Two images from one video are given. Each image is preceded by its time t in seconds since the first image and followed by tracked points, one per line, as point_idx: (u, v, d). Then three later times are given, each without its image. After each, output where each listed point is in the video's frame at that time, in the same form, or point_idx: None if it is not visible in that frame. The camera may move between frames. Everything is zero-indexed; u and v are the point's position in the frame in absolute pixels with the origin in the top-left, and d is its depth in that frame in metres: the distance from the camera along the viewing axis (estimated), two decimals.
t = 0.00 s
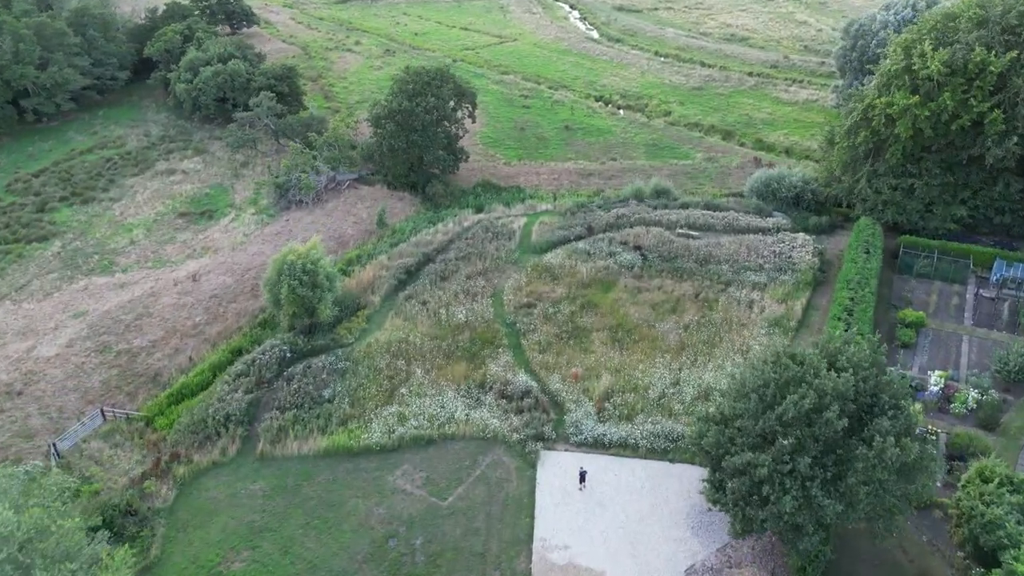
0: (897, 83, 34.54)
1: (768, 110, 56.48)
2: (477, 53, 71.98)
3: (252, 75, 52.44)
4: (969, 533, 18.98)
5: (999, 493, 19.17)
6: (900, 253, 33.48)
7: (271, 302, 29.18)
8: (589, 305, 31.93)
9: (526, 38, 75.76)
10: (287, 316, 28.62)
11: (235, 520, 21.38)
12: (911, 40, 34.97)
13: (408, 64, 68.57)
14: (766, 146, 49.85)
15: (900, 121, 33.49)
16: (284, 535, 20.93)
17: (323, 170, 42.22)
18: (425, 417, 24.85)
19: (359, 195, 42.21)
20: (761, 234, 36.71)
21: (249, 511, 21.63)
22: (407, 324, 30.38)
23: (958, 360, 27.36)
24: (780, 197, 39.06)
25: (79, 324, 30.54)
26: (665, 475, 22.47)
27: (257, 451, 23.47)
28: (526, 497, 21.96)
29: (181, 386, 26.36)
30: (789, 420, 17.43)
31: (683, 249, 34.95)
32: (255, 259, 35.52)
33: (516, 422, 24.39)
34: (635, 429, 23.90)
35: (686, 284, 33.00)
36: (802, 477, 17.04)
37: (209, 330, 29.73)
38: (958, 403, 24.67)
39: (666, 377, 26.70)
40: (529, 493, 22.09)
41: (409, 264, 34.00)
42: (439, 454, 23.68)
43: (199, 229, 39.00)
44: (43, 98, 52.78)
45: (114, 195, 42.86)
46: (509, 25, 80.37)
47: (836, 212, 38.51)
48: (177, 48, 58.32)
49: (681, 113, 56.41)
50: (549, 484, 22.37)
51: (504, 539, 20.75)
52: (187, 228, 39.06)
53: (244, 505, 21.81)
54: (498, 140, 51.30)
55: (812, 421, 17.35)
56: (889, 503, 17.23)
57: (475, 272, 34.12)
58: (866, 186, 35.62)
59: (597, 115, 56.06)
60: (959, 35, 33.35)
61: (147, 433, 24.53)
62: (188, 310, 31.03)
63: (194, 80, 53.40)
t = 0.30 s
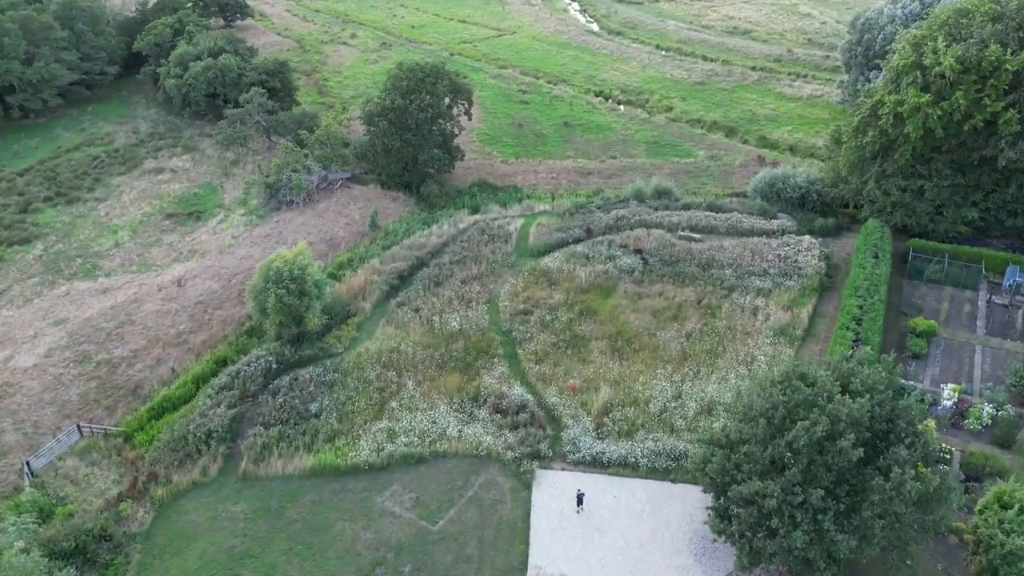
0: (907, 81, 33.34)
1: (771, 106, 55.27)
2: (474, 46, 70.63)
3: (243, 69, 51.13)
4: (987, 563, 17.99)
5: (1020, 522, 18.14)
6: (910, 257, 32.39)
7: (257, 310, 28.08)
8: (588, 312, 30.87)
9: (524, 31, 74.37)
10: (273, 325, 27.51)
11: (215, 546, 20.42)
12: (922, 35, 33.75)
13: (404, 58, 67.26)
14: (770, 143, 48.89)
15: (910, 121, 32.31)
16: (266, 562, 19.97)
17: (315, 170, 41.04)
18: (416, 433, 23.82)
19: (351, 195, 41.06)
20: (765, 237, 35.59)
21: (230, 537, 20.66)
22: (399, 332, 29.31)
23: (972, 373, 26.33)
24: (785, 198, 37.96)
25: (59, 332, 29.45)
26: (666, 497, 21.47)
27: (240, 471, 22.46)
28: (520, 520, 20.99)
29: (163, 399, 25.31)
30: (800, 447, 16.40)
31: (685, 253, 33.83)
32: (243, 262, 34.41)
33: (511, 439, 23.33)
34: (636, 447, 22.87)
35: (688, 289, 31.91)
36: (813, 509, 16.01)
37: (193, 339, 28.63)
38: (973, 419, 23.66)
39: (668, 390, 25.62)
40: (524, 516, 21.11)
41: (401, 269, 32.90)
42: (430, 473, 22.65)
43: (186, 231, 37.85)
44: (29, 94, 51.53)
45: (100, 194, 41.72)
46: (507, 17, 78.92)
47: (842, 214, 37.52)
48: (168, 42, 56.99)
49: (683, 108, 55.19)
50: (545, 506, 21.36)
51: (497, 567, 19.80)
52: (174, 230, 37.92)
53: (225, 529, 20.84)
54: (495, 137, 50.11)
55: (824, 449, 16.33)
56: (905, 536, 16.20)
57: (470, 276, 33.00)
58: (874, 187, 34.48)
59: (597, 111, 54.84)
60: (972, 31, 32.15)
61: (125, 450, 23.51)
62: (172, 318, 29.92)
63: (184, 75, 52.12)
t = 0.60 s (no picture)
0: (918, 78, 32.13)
1: (775, 101, 54.02)
2: (472, 39, 69.23)
3: (234, 64, 49.81)
4: None
5: None
6: (920, 261, 31.32)
7: (242, 319, 26.98)
8: (587, 318, 29.80)
9: (523, 23, 72.93)
10: (259, 335, 26.41)
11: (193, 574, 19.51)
12: (934, 31, 32.53)
13: (400, 51, 65.87)
14: (774, 140, 47.79)
15: (922, 119, 31.13)
16: None
17: (306, 169, 39.86)
18: (406, 450, 22.79)
19: (344, 195, 39.92)
20: (769, 239, 34.47)
21: (209, 564, 19.74)
22: (391, 340, 28.24)
23: (986, 386, 25.33)
24: (790, 198, 36.93)
25: (37, 341, 28.39)
26: (667, 521, 20.51)
27: (220, 491, 21.46)
28: (515, 546, 20.05)
29: (143, 413, 24.28)
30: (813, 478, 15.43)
31: (687, 256, 32.74)
32: (231, 266, 33.30)
33: (505, 457, 22.31)
34: (636, 467, 21.86)
35: (690, 295, 30.82)
36: (826, 545, 15.03)
37: (176, 349, 27.56)
38: (988, 436, 22.67)
39: (669, 403, 24.53)
40: (518, 542, 20.17)
41: (393, 274, 31.79)
42: (420, 494, 21.66)
43: (173, 233, 36.72)
44: (15, 90, 50.29)
45: (85, 194, 40.60)
46: (506, 8, 77.42)
47: (849, 215, 36.43)
48: (158, 36, 55.65)
49: (685, 104, 53.94)
50: (541, 530, 20.40)
51: None
52: (159, 231, 36.79)
53: (204, 555, 19.93)
54: (492, 134, 48.88)
55: (839, 480, 15.42)
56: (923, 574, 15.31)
57: (464, 281, 31.89)
58: (882, 188, 33.36)
59: (597, 106, 53.58)
60: (988, 26, 30.93)
61: (101, 469, 22.50)
62: (154, 326, 28.85)
63: (174, 70, 50.83)
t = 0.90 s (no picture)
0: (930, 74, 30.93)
1: (778, 96, 52.79)
2: (469, 31, 67.80)
3: (224, 57, 48.51)
4: None
5: None
6: (930, 265, 30.31)
7: (226, 328, 25.90)
8: (585, 326, 28.77)
9: (521, 14, 71.44)
10: (243, 344, 25.35)
11: None
12: (946, 25, 31.35)
13: (396, 43, 64.47)
14: (776, 137, 46.58)
15: (933, 118, 29.98)
16: None
17: (297, 167, 38.72)
18: (395, 468, 21.78)
19: (336, 194, 38.79)
20: (774, 241, 33.37)
21: None
22: (381, 349, 27.20)
23: (1000, 399, 24.35)
24: (795, 198, 35.84)
25: (14, 350, 27.36)
26: (668, 547, 19.57)
27: (199, 514, 20.52)
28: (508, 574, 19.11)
29: (121, 429, 23.29)
30: (826, 513, 15.03)
31: (689, 260, 31.69)
32: (217, 269, 32.22)
33: (498, 477, 21.30)
34: (636, 487, 20.90)
35: (692, 301, 29.78)
36: None
37: (157, 359, 26.54)
38: (1004, 455, 21.69)
39: (670, 418, 23.53)
40: (512, 568, 19.24)
41: (385, 278, 30.72)
42: (409, 516, 20.69)
43: (158, 234, 35.62)
44: None
45: (69, 193, 39.48)
46: None
47: (856, 216, 35.32)
48: (147, 28, 54.29)
49: (686, 98, 52.69)
50: (536, 556, 19.47)
51: None
52: (145, 233, 35.69)
53: None
54: (489, 130, 47.68)
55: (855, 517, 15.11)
56: None
57: (458, 286, 30.84)
58: (891, 189, 32.27)
59: (597, 100, 52.32)
60: (1003, 21, 29.75)
61: (75, 488, 21.51)
62: (136, 334, 27.82)
63: (163, 64, 49.51)
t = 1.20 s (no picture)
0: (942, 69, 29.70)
1: (782, 88, 51.51)
2: (467, 20, 66.30)
3: (214, 49, 47.16)
4: None
5: None
6: (940, 268, 29.27)
7: (209, 336, 24.84)
8: (584, 332, 27.74)
9: (520, 2, 69.88)
10: (226, 354, 24.31)
11: None
12: (960, 18, 30.06)
13: (391, 33, 62.97)
14: (781, 131, 45.56)
15: (946, 116, 28.81)
16: None
17: (287, 164, 37.52)
18: (385, 488, 20.83)
19: (327, 192, 37.64)
20: (779, 243, 32.26)
21: None
22: (372, 357, 26.18)
23: (1016, 413, 23.38)
24: (800, 197, 34.94)
25: None
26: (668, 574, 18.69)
27: (178, 537, 19.62)
28: None
29: (98, 444, 22.30)
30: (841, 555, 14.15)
31: (691, 262, 30.61)
32: (202, 272, 31.12)
33: (492, 497, 20.35)
34: (636, 509, 19.98)
35: (694, 306, 28.73)
36: None
37: (138, 368, 25.53)
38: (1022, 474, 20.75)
39: (672, 433, 22.52)
40: None
41: (376, 282, 29.66)
42: (399, 540, 19.78)
43: (143, 234, 34.53)
44: None
45: (53, 190, 38.36)
46: None
47: (864, 216, 34.20)
48: (135, 18, 52.87)
49: (688, 91, 51.41)
50: None
51: None
52: (129, 233, 34.58)
53: None
54: (485, 123, 46.40)
55: (872, 558, 14.26)
56: None
57: (452, 290, 29.76)
58: (901, 188, 31.17)
59: (596, 93, 51.04)
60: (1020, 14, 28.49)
61: (49, 508, 20.58)
62: (116, 341, 26.79)
63: (151, 55, 48.17)
